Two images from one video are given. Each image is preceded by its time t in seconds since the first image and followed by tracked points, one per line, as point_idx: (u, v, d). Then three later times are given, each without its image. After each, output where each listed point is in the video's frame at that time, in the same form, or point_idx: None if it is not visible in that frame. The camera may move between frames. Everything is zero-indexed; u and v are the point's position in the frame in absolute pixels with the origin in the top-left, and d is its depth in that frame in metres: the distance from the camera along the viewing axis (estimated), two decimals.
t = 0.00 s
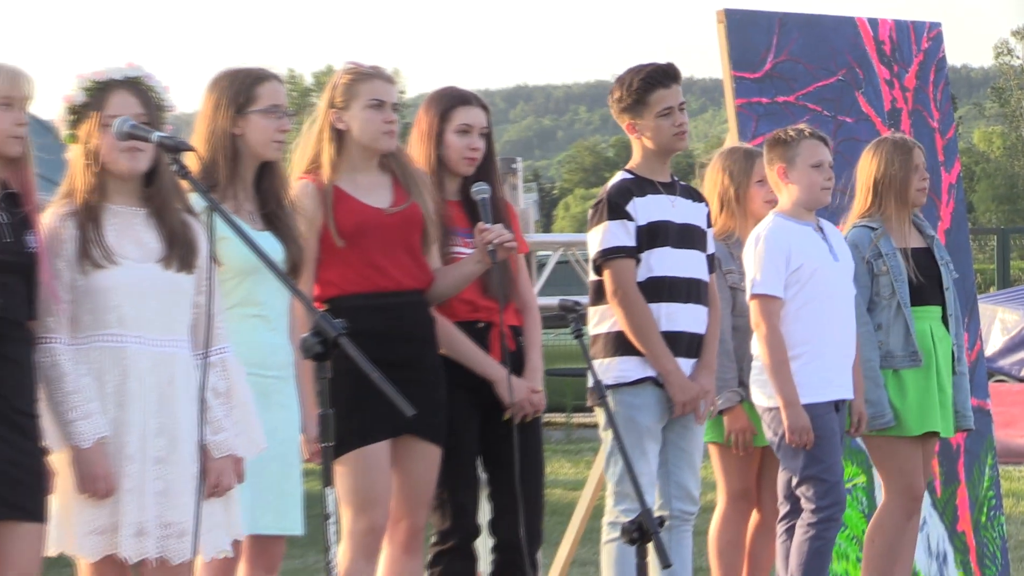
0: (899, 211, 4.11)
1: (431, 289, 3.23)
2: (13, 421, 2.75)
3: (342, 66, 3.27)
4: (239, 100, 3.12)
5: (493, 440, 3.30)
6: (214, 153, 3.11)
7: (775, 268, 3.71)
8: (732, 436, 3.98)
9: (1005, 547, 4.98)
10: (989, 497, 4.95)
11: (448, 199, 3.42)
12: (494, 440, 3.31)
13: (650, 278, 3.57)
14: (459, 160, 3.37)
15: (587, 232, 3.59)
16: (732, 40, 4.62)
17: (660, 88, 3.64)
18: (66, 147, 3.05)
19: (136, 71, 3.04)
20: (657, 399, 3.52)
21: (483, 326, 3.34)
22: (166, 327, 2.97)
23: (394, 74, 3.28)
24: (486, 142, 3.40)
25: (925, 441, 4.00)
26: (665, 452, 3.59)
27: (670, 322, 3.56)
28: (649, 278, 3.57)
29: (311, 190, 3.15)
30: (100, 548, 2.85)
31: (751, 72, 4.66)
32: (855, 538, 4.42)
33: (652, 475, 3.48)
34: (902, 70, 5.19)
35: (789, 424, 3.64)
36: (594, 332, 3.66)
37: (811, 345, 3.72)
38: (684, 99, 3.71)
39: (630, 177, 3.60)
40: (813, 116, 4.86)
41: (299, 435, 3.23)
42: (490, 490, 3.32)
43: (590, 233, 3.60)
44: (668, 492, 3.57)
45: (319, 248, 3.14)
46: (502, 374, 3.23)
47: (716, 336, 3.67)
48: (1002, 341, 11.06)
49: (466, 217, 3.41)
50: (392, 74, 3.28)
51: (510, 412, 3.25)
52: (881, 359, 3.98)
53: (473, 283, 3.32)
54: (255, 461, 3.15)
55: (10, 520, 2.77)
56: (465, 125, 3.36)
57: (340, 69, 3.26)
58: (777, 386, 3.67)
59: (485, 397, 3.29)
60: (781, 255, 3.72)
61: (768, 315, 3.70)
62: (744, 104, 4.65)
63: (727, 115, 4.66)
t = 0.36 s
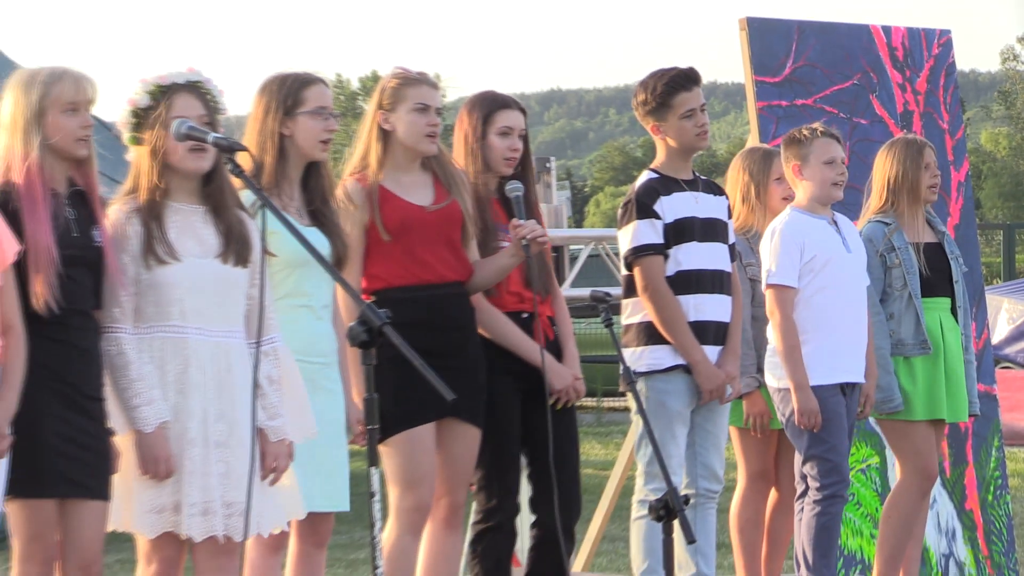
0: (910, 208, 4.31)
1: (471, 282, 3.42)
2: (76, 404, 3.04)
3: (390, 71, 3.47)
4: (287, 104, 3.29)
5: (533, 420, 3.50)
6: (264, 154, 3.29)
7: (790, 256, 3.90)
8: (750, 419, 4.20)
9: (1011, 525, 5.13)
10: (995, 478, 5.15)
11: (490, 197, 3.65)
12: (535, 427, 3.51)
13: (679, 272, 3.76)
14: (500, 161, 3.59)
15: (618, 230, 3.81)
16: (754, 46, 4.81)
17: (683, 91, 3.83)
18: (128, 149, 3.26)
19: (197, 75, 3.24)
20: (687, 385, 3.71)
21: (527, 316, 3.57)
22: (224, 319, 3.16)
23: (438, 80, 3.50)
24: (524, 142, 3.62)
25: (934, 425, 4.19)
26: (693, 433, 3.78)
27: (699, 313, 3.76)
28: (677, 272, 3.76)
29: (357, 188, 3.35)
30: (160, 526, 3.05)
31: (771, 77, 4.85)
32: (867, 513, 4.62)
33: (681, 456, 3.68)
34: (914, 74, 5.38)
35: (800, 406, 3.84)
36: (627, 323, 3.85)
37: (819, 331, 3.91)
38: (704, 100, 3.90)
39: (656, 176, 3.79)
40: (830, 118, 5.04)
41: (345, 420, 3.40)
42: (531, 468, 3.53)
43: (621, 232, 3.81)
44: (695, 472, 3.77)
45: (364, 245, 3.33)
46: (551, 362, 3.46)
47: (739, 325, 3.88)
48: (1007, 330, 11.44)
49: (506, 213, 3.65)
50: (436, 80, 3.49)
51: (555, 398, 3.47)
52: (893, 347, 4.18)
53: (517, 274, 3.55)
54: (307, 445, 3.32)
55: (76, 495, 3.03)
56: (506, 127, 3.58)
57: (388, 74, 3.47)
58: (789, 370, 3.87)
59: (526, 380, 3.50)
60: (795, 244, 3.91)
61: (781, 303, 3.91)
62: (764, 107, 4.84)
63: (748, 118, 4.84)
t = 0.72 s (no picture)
0: (912, 207, 4.51)
1: (494, 276, 3.61)
2: (127, 393, 3.27)
3: (425, 77, 3.69)
4: (322, 108, 3.46)
5: (560, 404, 3.73)
6: (301, 156, 3.47)
7: (795, 254, 4.11)
8: (760, 405, 4.39)
9: (1007, 506, 5.33)
10: (992, 460, 5.35)
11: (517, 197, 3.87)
12: (562, 411, 3.73)
13: (703, 267, 3.96)
14: (528, 162, 3.81)
15: (643, 230, 4.01)
16: (765, 54, 5.01)
17: (700, 97, 4.04)
18: (173, 149, 3.46)
19: (241, 81, 3.44)
20: (711, 372, 3.91)
21: (554, 308, 3.79)
22: (267, 311, 3.33)
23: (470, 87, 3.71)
24: (549, 145, 3.84)
25: (934, 411, 4.37)
26: (714, 418, 3.99)
27: (722, 305, 3.95)
28: (701, 268, 3.96)
29: (395, 188, 3.54)
30: (208, 507, 3.22)
31: (781, 83, 5.05)
32: (870, 494, 4.90)
33: (702, 441, 3.90)
34: (916, 80, 5.58)
35: (801, 392, 4.05)
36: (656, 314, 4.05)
37: (827, 319, 4.11)
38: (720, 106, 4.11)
39: (676, 179, 4.00)
40: (836, 122, 5.24)
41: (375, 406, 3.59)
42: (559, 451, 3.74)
43: (645, 233, 4.01)
44: (713, 454, 3.98)
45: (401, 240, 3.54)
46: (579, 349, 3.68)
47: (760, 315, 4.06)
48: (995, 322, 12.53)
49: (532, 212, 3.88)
50: (468, 87, 3.70)
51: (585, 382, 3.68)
52: (897, 339, 4.37)
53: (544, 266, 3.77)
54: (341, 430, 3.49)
55: (126, 479, 3.25)
56: (533, 130, 3.79)
57: (423, 80, 3.68)
58: (792, 358, 4.07)
59: (552, 366, 3.70)
60: (800, 242, 4.12)
61: (786, 296, 4.10)
62: (774, 111, 5.03)
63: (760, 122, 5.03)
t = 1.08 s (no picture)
0: (915, 204, 4.71)
1: (514, 267, 3.82)
2: (173, 379, 3.46)
3: (458, 79, 3.91)
4: (354, 111, 3.64)
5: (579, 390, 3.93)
6: (335, 155, 3.66)
7: (808, 246, 4.31)
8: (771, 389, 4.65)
9: (1003, 485, 5.63)
10: (990, 443, 5.63)
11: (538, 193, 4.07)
12: (580, 398, 3.93)
13: (723, 261, 4.16)
14: (549, 161, 4.01)
15: (667, 227, 4.22)
16: (773, 59, 5.23)
17: (718, 104, 4.22)
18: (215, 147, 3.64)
19: (282, 87, 3.61)
20: (730, 358, 4.12)
21: (572, 299, 3.96)
22: (305, 301, 3.51)
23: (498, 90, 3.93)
24: (569, 145, 4.04)
25: (935, 396, 4.58)
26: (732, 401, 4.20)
27: (742, 297, 4.15)
28: (722, 261, 4.16)
29: (430, 180, 3.77)
30: (252, 487, 3.42)
31: (789, 86, 5.27)
32: (873, 474, 5.26)
33: (721, 423, 4.11)
34: (917, 84, 5.80)
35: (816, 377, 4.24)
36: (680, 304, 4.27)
37: (836, 311, 4.33)
38: (737, 112, 4.29)
39: (697, 178, 4.21)
40: (842, 123, 5.45)
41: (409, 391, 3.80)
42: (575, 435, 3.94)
43: (668, 232, 4.23)
44: (731, 435, 4.18)
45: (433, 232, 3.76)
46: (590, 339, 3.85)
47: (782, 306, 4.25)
48: (1001, 312, 13.59)
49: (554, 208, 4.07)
50: (497, 90, 3.92)
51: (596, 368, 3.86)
52: (901, 329, 4.58)
53: (560, 260, 3.97)
54: (376, 412, 3.70)
55: (168, 459, 3.44)
56: (552, 131, 3.99)
57: (455, 82, 3.90)
58: (804, 343, 4.28)
59: (570, 355, 3.91)
60: (813, 236, 4.33)
61: (800, 287, 4.31)
62: (783, 112, 5.24)
63: (769, 123, 5.23)
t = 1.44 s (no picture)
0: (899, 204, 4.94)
1: (522, 261, 4.04)
2: (201, 365, 3.66)
3: (467, 81, 4.12)
4: (371, 113, 3.85)
5: (576, 376, 4.12)
6: (352, 154, 3.87)
7: (802, 236, 4.54)
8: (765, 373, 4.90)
9: (985, 466, 5.93)
10: (971, 425, 5.94)
11: (540, 191, 4.29)
12: (582, 379, 4.12)
13: (721, 255, 4.37)
14: (550, 159, 4.21)
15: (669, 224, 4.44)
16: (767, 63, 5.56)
17: (716, 109, 4.44)
18: (243, 146, 3.83)
19: (305, 89, 3.82)
20: (727, 345, 4.33)
21: (565, 290, 4.16)
22: (327, 292, 3.72)
23: (506, 91, 4.14)
24: (569, 147, 4.23)
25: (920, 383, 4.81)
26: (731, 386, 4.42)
27: (740, 290, 4.35)
28: (720, 255, 4.37)
29: (444, 176, 3.99)
30: (276, 468, 3.65)
31: (781, 89, 5.60)
32: (861, 456, 5.54)
33: (720, 406, 4.32)
34: (903, 86, 6.14)
35: (809, 362, 4.45)
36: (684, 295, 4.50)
37: (828, 300, 4.55)
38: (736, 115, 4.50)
39: (699, 178, 4.43)
40: (831, 123, 5.78)
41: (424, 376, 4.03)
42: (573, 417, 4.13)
43: (671, 228, 4.44)
44: (730, 418, 4.39)
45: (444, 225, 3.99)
46: (577, 328, 4.01)
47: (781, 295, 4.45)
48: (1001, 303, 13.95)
49: (554, 205, 4.28)
50: (505, 91, 4.13)
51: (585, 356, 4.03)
52: (889, 318, 4.79)
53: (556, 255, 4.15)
54: (394, 397, 3.92)
55: (202, 441, 3.64)
56: (552, 132, 4.18)
57: (465, 84, 4.11)
58: (798, 332, 4.47)
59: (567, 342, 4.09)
60: (808, 227, 4.56)
61: (795, 276, 4.52)
62: (776, 114, 5.56)
63: (763, 123, 5.54)
